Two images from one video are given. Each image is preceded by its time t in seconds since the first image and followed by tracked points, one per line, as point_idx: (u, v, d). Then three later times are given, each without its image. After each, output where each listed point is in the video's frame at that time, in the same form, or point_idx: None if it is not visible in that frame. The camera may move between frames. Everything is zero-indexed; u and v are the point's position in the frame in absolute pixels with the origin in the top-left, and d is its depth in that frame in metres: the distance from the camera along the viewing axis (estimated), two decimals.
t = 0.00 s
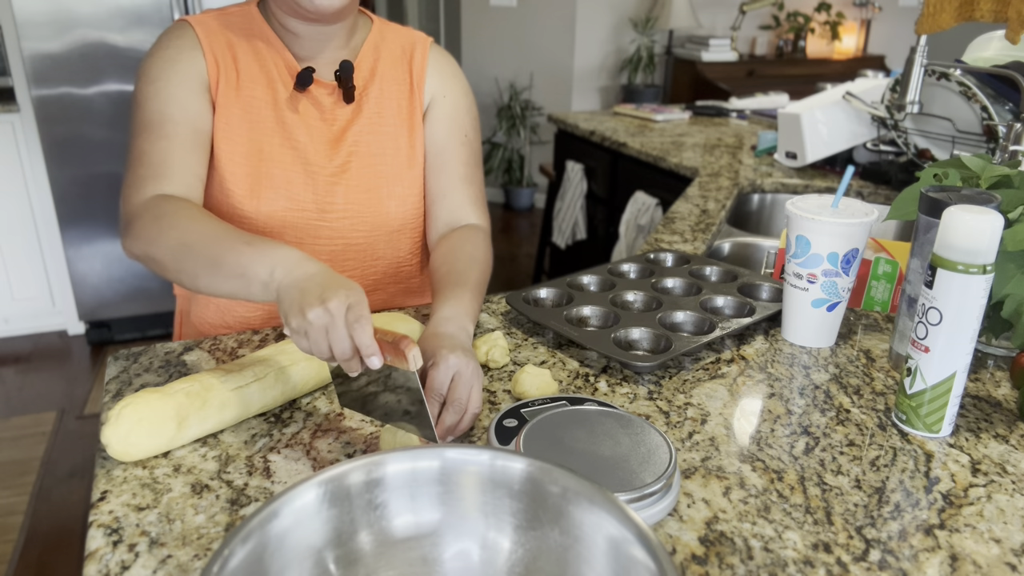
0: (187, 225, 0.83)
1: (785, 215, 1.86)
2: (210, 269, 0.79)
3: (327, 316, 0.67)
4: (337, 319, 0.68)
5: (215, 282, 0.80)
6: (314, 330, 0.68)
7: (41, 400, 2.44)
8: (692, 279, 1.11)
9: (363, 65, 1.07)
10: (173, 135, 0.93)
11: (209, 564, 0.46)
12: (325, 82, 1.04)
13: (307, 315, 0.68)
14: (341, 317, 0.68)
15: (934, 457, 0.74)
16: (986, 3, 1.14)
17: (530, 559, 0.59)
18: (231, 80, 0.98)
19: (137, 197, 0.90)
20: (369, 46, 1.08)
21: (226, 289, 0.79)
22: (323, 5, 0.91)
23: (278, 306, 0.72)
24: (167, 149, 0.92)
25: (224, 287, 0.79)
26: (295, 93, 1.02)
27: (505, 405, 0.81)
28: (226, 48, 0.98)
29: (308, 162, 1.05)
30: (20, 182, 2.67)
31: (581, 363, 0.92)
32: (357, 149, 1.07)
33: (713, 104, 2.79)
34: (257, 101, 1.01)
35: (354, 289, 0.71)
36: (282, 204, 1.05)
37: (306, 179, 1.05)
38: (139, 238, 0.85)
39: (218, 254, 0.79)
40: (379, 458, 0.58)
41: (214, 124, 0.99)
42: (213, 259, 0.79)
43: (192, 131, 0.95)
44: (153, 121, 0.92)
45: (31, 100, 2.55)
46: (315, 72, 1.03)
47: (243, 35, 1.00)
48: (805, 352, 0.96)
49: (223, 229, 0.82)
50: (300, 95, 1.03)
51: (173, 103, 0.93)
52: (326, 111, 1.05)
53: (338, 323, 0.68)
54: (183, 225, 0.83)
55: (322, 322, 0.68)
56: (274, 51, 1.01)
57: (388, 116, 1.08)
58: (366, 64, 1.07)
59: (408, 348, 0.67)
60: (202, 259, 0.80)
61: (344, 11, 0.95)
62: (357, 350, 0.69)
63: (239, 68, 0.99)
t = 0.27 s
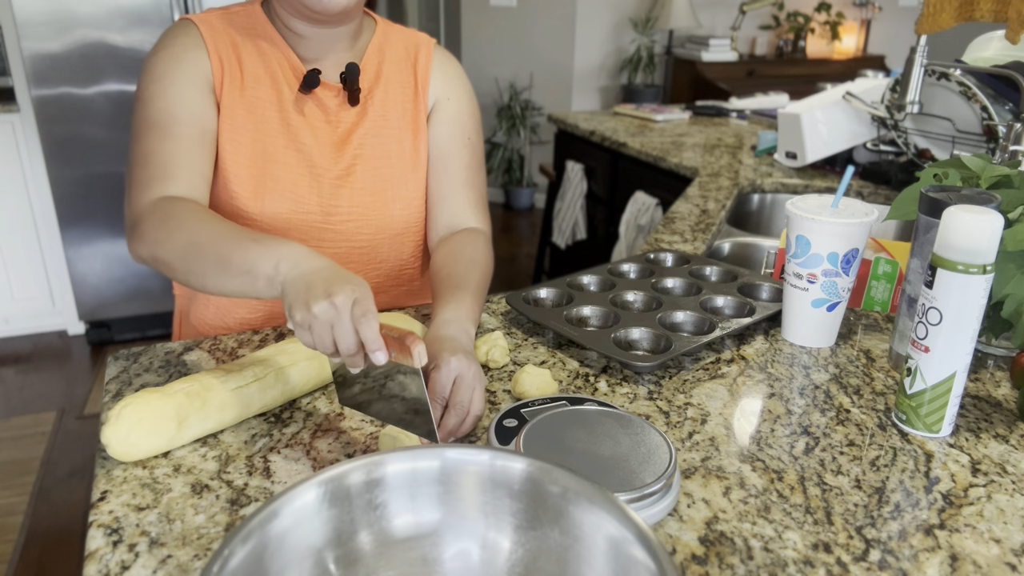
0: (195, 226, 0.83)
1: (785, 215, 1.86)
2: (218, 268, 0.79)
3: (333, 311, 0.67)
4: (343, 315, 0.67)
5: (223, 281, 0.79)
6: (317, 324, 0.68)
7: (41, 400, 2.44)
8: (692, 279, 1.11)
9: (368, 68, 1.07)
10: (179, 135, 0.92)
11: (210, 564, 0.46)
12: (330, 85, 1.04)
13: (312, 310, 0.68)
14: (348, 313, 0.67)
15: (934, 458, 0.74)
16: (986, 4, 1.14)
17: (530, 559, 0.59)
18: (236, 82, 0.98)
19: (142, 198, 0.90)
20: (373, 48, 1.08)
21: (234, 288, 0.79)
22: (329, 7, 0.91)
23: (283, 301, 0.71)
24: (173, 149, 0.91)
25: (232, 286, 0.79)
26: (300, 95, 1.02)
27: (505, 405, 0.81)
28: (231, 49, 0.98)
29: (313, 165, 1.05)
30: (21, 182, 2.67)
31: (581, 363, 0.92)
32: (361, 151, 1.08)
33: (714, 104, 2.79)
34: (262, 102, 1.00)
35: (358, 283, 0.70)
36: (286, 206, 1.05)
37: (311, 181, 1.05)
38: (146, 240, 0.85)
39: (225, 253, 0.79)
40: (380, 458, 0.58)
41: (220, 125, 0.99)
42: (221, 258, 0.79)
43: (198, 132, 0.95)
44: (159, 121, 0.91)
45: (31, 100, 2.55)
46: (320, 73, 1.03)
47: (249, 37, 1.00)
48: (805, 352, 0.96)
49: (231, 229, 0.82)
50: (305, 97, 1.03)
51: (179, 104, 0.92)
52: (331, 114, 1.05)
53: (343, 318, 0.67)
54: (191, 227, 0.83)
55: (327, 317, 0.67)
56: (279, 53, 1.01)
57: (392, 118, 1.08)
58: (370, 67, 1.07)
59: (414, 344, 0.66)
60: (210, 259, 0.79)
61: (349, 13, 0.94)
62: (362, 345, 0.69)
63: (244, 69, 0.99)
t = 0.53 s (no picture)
0: (194, 227, 0.83)
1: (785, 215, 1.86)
2: (218, 272, 0.79)
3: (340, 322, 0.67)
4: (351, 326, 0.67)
5: (222, 285, 0.79)
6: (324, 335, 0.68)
7: (41, 400, 2.44)
8: (692, 279, 1.11)
9: (368, 70, 1.07)
10: (180, 136, 0.92)
11: (209, 564, 0.46)
12: (331, 86, 1.04)
13: (319, 320, 0.68)
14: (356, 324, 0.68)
15: (934, 458, 0.74)
16: (986, 4, 1.14)
17: (530, 559, 0.59)
18: (236, 82, 0.98)
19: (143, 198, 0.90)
20: (374, 50, 1.08)
21: (233, 293, 0.79)
22: (330, 8, 0.91)
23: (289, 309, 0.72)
24: (173, 150, 0.91)
25: (232, 290, 0.79)
26: (300, 97, 1.02)
27: (505, 405, 0.81)
28: (231, 50, 0.98)
29: (313, 166, 1.05)
30: (21, 182, 2.67)
31: (581, 363, 0.92)
32: (362, 153, 1.08)
33: (714, 104, 2.79)
34: (262, 104, 1.00)
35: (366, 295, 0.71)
36: (286, 207, 1.05)
37: (311, 183, 1.05)
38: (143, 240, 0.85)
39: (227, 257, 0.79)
40: (380, 458, 0.58)
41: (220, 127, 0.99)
42: (222, 262, 0.79)
43: (198, 133, 0.95)
44: (159, 122, 0.91)
45: (31, 99, 2.54)
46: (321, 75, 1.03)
47: (250, 38, 1.00)
48: (805, 352, 0.96)
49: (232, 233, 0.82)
50: (305, 99, 1.03)
51: (180, 105, 0.92)
52: (331, 116, 1.05)
53: (350, 329, 0.67)
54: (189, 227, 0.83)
55: (335, 327, 0.68)
56: (280, 54, 1.01)
57: (393, 120, 1.08)
58: (371, 69, 1.07)
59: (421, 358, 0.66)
60: (210, 261, 0.80)
61: (351, 14, 0.94)
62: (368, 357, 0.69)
63: (244, 70, 0.99)
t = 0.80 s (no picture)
0: (208, 228, 0.83)
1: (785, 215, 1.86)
2: (234, 278, 0.80)
3: (356, 339, 0.69)
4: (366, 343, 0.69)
5: (239, 291, 0.80)
6: (339, 350, 0.70)
7: (41, 400, 2.44)
8: (692, 279, 1.11)
9: (368, 71, 1.07)
10: (187, 134, 0.92)
11: (209, 564, 0.46)
12: (332, 87, 1.04)
13: (336, 335, 0.70)
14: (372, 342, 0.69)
15: (934, 458, 0.74)
16: (986, 4, 1.14)
17: (530, 559, 0.59)
18: (238, 82, 0.98)
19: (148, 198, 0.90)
20: (374, 51, 1.08)
21: (250, 299, 0.80)
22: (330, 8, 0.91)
23: (306, 320, 0.74)
24: (179, 149, 0.91)
25: (248, 296, 0.80)
26: (301, 97, 1.02)
27: (505, 405, 0.81)
28: (233, 49, 0.98)
29: (315, 167, 1.05)
30: (21, 182, 2.67)
31: (581, 363, 0.92)
32: (363, 153, 1.08)
33: (714, 104, 2.79)
34: (263, 103, 1.00)
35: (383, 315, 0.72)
36: (287, 207, 1.05)
37: (313, 183, 1.05)
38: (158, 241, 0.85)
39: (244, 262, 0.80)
40: (380, 458, 0.58)
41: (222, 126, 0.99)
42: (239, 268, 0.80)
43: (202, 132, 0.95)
44: (164, 120, 0.91)
45: (31, 99, 2.54)
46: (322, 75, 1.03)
47: (251, 37, 1.00)
48: (805, 352, 0.96)
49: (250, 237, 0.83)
50: (307, 99, 1.03)
51: (183, 104, 0.92)
52: (332, 116, 1.05)
53: (365, 347, 0.69)
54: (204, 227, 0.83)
55: (350, 344, 0.70)
56: (281, 54, 1.01)
57: (394, 120, 1.09)
58: (371, 70, 1.08)
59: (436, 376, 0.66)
60: (227, 267, 0.80)
61: (350, 14, 0.94)
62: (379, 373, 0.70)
63: (246, 69, 0.99)
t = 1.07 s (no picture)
0: (218, 227, 0.84)
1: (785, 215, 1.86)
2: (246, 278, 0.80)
3: (371, 336, 0.70)
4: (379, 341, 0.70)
5: (251, 291, 0.81)
6: (349, 347, 0.71)
7: (41, 400, 2.44)
8: (692, 279, 1.11)
9: (369, 71, 1.07)
10: (190, 133, 0.92)
11: (210, 564, 0.46)
12: (333, 86, 1.04)
13: (351, 332, 0.70)
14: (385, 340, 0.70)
15: (934, 457, 0.74)
16: (986, 3, 1.14)
17: (529, 559, 0.59)
18: (240, 81, 0.98)
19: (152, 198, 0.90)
20: (374, 50, 1.08)
21: (262, 298, 0.81)
22: (329, 10, 0.91)
23: (319, 317, 0.74)
24: (183, 148, 0.91)
25: (260, 296, 0.81)
26: (302, 96, 1.02)
27: (505, 405, 0.81)
28: (234, 47, 0.97)
29: (316, 166, 1.05)
30: (20, 182, 2.67)
31: (581, 363, 0.92)
32: (364, 153, 1.08)
33: (714, 104, 2.79)
34: (265, 102, 1.00)
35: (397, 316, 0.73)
36: (288, 207, 1.05)
37: (314, 182, 1.05)
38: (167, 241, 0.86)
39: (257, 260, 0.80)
40: (380, 458, 0.58)
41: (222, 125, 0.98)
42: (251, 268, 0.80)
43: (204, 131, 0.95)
44: (169, 118, 0.91)
45: (30, 99, 2.54)
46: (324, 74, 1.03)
47: (252, 35, 0.99)
48: (805, 352, 0.96)
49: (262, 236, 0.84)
50: (308, 99, 1.03)
51: (186, 104, 0.92)
52: (333, 116, 1.05)
53: (378, 345, 0.70)
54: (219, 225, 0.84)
55: (363, 341, 0.70)
56: (281, 53, 1.01)
57: (395, 119, 1.08)
58: (372, 69, 1.08)
59: (448, 375, 0.66)
60: (239, 267, 0.81)
61: (350, 14, 0.94)
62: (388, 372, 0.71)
63: (248, 68, 0.98)
